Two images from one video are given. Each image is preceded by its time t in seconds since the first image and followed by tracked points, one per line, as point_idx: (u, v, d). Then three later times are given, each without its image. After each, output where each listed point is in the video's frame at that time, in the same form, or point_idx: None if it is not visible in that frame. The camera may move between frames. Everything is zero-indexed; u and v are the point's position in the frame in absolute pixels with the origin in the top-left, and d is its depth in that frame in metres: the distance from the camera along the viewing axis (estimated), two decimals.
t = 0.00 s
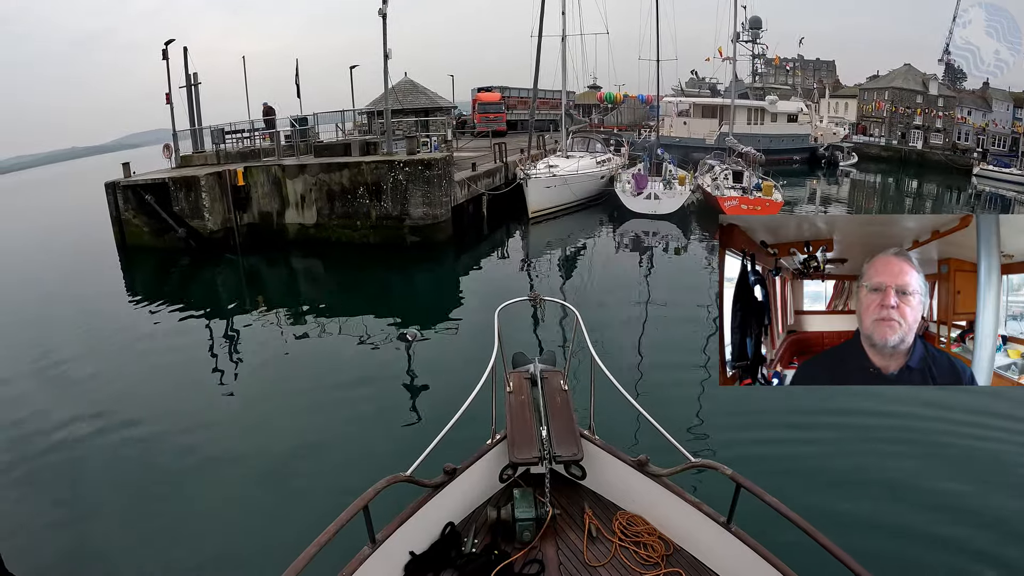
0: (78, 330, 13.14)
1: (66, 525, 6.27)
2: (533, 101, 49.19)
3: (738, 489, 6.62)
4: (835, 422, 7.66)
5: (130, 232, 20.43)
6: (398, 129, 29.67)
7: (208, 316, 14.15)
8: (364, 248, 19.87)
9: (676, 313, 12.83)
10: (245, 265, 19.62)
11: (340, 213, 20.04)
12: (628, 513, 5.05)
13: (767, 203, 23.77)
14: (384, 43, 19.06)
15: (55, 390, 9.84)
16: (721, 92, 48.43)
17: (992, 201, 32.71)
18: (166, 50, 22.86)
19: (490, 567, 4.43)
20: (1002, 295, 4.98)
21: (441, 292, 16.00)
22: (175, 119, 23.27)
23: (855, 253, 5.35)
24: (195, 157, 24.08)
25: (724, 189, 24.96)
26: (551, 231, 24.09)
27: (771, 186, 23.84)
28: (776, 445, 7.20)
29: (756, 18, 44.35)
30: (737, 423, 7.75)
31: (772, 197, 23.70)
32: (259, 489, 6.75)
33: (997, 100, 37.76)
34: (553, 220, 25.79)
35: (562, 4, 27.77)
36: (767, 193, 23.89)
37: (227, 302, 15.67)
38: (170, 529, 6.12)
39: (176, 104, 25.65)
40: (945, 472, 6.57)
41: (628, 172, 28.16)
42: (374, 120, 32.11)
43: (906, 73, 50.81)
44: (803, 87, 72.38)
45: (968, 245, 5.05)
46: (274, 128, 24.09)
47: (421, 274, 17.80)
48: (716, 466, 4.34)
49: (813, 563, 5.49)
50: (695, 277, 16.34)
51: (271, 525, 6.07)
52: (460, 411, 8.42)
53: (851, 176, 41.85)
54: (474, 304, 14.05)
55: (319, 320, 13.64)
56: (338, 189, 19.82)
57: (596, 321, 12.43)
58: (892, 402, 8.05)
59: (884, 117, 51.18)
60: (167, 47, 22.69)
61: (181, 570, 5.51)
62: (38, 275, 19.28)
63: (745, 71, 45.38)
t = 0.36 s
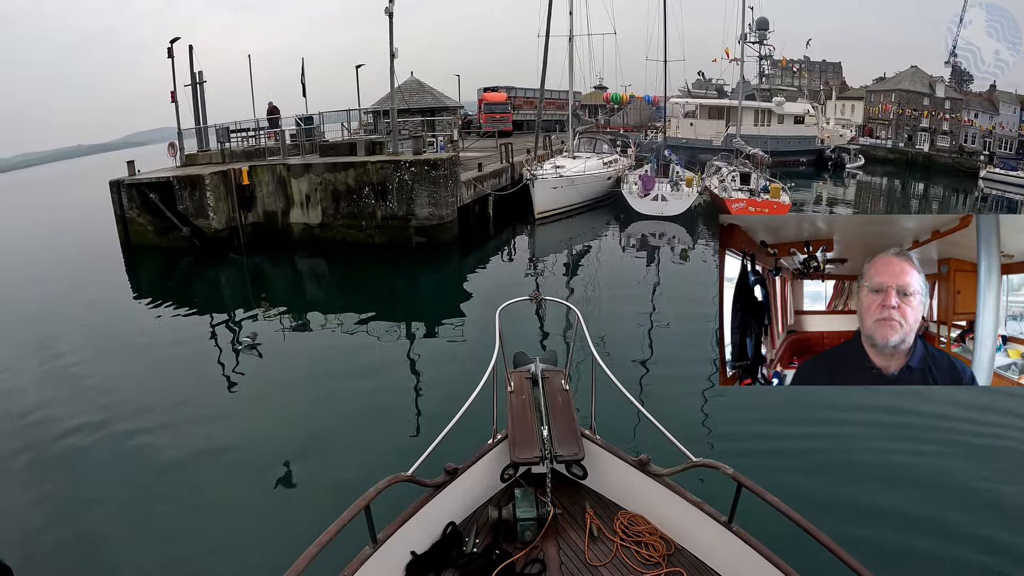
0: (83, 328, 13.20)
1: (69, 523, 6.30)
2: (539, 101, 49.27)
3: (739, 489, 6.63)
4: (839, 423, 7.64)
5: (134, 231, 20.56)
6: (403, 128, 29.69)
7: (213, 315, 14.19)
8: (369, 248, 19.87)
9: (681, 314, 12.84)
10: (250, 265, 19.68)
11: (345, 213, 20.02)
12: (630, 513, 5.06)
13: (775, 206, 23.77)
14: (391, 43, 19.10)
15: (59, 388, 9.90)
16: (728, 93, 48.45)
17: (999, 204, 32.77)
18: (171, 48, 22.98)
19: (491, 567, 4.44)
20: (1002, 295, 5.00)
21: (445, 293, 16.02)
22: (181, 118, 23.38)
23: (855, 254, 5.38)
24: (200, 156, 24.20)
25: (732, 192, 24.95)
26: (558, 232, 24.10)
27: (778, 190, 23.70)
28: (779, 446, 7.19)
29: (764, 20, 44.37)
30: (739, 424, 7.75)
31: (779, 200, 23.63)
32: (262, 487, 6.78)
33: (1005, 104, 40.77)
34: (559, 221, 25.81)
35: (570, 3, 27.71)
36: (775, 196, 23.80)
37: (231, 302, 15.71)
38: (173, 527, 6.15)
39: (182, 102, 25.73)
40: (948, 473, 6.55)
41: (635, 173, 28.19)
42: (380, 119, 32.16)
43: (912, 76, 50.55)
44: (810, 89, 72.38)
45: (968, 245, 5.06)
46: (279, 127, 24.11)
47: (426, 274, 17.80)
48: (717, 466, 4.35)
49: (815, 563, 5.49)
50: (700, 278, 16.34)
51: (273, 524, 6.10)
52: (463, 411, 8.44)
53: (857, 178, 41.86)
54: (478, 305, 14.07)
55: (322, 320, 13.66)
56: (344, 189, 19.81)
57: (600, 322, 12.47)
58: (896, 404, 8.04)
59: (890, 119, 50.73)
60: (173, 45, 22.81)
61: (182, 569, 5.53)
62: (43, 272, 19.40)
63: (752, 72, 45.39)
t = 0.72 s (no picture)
0: (89, 326, 13.29)
1: (72, 521, 6.34)
2: (546, 101, 49.31)
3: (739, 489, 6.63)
4: (841, 425, 7.63)
5: (138, 229, 20.72)
6: (409, 127, 29.70)
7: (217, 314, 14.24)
8: (375, 248, 19.89)
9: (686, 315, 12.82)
10: (254, 264, 19.72)
11: (350, 212, 20.05)
12: (630, 513, 5.07)
13: (783, 208, 23.76)
14: (398, 42, 19.06)
15: (64, 385, 9.96)
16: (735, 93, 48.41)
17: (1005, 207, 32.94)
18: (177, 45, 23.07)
19: (491, 567, 4.46)
20: (1002, 295, 4.99)
21: (450, 293, 16.03)
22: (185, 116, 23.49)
23: (855, 254, 5.38)
24: (204, 154, 24.31)
25: (739, 194, 24.92)
26: (563, 232, 24.08)
27: (786, 191, 23.83)
28: (781, 447, 7.18)
29: (771, 20, 44.26)
30: (741, 424, 7.75)
31: (788, 201, 23.79)
32: (265, 486, 6.82)
33: (1013, 106, 38.94)
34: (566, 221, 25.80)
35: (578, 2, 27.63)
36: (783, 198, 23.92)
37: (236, 301, 15.75)
38: (175, 525, 6.18)
39: (187, 99, 25.80)
40: (950, 475, 6.54)
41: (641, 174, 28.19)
42: (385, 118, 32.19)
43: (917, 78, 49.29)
44: (817, 90, 72.11)
45: (968, 245, 5.06)
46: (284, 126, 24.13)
47: (431, 275, 17.80)
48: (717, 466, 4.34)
49: (815, 564, 5.49)
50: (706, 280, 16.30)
51: (275, 523, 6.12)
52: (465, 411, 8.46)
53: (864, 180, 41.79)
54: (482, 305, 14.09)
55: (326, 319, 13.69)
56: (349, 188, 19.83)
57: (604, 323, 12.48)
58: (900, 406, 8.02)
59: (898, 121, 50.30)
60: (178, 42, 22.96)
61: (183, 568, 5.55)
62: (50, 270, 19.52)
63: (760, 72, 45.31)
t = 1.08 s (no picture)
0: (94, 324, 13.35)
1: (75, 519, 6.39)
2: (551, 100, 49.34)
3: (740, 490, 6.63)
4: (843, 425, 7.62)
5: (142, 227, 20.83)
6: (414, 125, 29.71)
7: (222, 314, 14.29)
8: (380, 248, 19.89)
9: (691, 314, 12.83)
10: (258, 264, 19.73)
11: (355, 211, 20.05)
12: (630, 513, 5.09)
13: (791, 208, 23.74)
14: (403, 40, 19.06)
15: (69, 383, 10.03)
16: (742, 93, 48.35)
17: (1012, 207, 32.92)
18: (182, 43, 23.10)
19: (491, 567, 4.48)
20: (1002, 295, 5.00)
21: (455, 294, 16.00)
22: (189, 114, 23.55)
23: (855, 253, 5.37)
24: (209, 152, 24.38)
25: (747, 194, 24.79)
26: (570, 233, 24.08)
27: (795, 192, 23.74)
28: (783, 447, 7.19)
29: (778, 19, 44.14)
30: (742, 425, 7.75)
31: (796, 202, 23.73)
32: (267, 485, 6.85)
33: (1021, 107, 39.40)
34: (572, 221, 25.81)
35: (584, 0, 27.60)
36: (791, 198, 23.86)
37: (240, 300, 15.79)
38: (177, 524, 6.22)
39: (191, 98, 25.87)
40: (952, 476, 6.53)
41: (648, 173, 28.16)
42: (390, 117, 32.25)
43: (926, 78, 49.57)
44: (823, 90, 72.00)
45: (968, 245, 5.06)
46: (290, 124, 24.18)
47: (436, 275, 17.79)
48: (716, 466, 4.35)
49: (817, 565, 5.49)
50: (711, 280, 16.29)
51: (277, 522, 6.15)
52: (467, 410, 8.48)
53: (871, 180, 41.73)
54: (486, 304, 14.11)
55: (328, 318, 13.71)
56: (354, 187, 19.84)
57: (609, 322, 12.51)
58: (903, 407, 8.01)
59: (903, 121, 49.77)
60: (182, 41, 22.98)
61: (186, 567, 5.59)
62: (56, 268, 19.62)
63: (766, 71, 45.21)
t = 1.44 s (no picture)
0: (99, 323, 13.42)
1: (79, 517, 6.43)
2: (557, 99, 49.29)
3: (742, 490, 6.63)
4: (845, 425, 7.60)
5: (147, 226, 20.95)
6: (420, 123, 29.68)
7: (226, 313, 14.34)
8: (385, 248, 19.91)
9: (695, 314, 12.80)
10: (262, 264, 19.75)
11: (360, 211, 20.06)
12: (630, 513, 5.10)
13: (799, 207, 23.62)
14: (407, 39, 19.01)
15: (75, 381, 10.11)
16: (749, 91, 48.25)
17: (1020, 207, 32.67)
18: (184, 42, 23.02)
19: (491, 567, 4.48)
20: (1002, 295, 4.99)
21: (460, 295, 16.00)
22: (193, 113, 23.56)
23: (855, 253, 5.35)
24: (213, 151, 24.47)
25: (755, 193, 24.75)
26: (576, 232, 24.05)
27: (804, 191, 23.43)
28: (785, 446, 7.18)
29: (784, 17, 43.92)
30: (744, 424, 7.74)
31: (804, 201, 23.55)
32: (269, 484, 6.88)
33: None
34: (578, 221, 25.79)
35: None
36: (800, 197, 23.71)
37: (245, 300, 15.85)
38: (181, 523, 6.25)
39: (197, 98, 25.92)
40: (954, 476, 6.51)
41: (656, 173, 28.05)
42: (395, 116, 32.24)
43: (932, 75, 47.84)
44: (830, 88, 71.74)
45: (968, 245, 5.05)
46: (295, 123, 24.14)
47: (441, 275, 17.79)
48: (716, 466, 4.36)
49: (818, 565, 5.48)
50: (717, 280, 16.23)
51: (279, 522, 6.17)
52: (469, 410, 8.51)
53: (877, 179, 41.58)
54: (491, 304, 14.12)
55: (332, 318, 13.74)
56: (359, 187, 19.84)
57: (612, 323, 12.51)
58: (906, 408, 7.99)
59: (911, 119, 50.03)
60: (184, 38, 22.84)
61: (187, 566, 5.61)
62: (63, 267, 19.73)
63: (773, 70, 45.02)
